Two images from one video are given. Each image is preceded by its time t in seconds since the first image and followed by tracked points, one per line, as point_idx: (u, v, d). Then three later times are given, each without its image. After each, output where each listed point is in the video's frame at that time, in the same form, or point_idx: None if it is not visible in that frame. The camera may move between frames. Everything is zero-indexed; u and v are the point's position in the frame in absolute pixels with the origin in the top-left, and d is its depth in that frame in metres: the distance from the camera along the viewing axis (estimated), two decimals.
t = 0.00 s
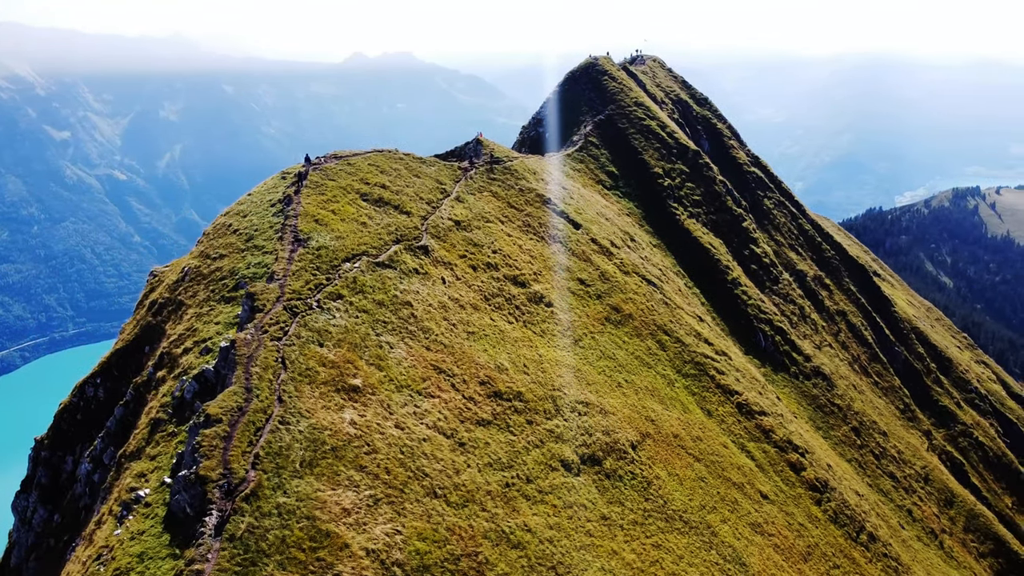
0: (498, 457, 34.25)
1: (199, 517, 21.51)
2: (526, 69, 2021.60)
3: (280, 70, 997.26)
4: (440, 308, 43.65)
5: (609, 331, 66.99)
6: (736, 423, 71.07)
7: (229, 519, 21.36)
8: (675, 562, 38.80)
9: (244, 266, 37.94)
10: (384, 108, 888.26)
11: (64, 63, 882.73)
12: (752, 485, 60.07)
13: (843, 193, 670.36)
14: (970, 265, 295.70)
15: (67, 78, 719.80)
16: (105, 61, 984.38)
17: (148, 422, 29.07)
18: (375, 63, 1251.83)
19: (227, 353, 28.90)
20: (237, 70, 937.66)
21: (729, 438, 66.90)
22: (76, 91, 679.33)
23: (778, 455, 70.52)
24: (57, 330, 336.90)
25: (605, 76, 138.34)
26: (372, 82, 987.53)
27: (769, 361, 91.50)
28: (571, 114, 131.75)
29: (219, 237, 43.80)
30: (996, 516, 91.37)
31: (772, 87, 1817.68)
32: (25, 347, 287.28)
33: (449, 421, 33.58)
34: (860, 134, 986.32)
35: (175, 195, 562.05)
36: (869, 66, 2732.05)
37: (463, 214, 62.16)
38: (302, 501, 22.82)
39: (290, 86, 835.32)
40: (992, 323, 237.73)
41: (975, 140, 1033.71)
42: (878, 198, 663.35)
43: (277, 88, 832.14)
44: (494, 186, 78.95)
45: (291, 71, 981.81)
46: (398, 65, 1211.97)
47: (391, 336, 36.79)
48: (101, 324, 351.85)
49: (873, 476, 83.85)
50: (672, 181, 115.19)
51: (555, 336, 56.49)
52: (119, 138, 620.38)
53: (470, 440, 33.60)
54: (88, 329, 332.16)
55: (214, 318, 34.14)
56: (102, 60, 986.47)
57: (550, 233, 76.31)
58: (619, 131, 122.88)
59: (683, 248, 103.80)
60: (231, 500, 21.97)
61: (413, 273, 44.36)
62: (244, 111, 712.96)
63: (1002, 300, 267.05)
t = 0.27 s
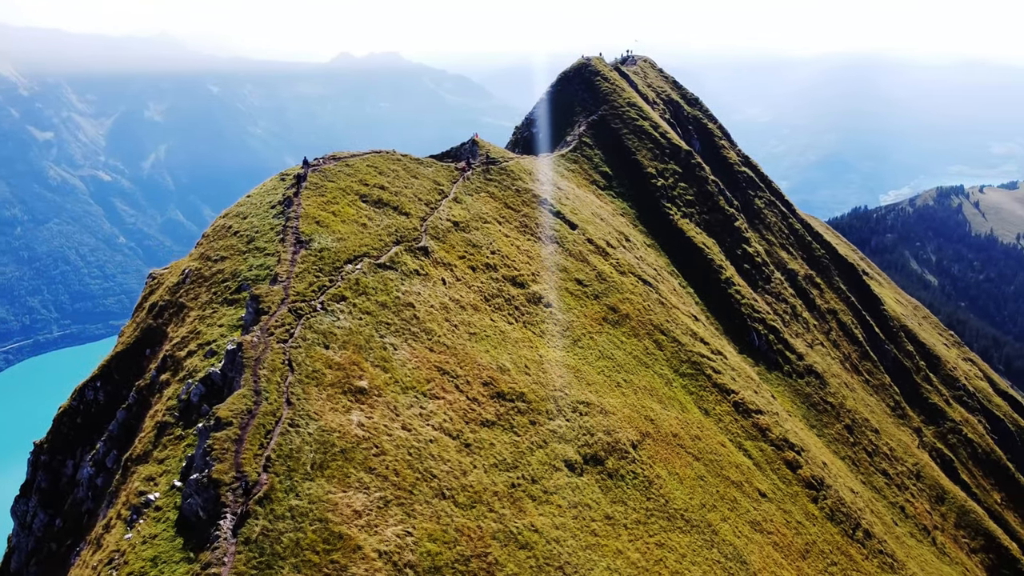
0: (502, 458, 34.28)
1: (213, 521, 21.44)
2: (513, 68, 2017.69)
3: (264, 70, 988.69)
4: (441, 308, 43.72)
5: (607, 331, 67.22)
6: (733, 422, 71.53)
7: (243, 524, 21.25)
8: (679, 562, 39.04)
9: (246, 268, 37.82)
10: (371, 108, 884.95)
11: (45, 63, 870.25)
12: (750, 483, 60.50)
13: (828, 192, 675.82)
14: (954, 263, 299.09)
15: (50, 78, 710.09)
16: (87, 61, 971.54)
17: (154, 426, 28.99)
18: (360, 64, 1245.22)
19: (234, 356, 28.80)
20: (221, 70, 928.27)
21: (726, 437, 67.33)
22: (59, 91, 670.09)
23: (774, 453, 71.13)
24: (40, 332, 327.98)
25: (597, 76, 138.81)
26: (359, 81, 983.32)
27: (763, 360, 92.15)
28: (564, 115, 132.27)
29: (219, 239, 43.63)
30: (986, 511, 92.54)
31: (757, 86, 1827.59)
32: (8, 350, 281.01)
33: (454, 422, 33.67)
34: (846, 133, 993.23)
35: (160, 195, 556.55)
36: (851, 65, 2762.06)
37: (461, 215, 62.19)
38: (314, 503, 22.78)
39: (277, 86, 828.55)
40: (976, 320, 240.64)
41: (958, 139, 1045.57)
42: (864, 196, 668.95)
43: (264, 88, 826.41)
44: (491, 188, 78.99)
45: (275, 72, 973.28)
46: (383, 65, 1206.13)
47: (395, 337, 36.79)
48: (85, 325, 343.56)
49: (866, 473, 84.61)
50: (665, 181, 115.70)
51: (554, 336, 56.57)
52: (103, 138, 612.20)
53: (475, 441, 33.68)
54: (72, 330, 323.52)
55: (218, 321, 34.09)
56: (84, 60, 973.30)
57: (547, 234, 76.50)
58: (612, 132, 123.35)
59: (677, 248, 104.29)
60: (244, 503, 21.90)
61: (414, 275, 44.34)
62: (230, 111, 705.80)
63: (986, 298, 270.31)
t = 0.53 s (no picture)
0: (507, 458, 34.39)
1: (226, 524, 21.41)
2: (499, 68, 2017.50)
3: (249, 70, 981.36)
4: (443, 310, 43.79)
5: (604, 331, 67.51)
6: (731, 421, 72.10)
7: (259, 527, 21.26)
8: (682, 560, 39.34)
9: (249, 271, 37.75)
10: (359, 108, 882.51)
11: (27, 63, 859.02)
12: (749, 482, 60.97)
13: (814, 191, 680.70)
14: (939, 261, 302.11)
15: (33, 79, 701.52)
16: (70, 60, 960.61)
17: (159, 429, 28.93)
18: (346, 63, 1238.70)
19: (241, 359, 28.71)
20: (206, 70, 919.55)
21: (724, 436, 67.69)
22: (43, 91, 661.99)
23: (771, 452, 71.76)
24: (24, 334, 328.37)
25: (590, 76, 139.19)
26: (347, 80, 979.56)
27: (758, 359, 92.80)
28: (557, 116, 132.68)
29: (220, 241, 43.46)
30: (977, 507, 93.69)
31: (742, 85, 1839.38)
32: None
33: (460, 424, 33.69)
34: (832, 133, 1000.51)
35: (144, 195, 541.16)
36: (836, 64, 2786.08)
37: (460, 215, 62.28)
38: (327, 505, 22.83)
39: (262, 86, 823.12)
40: (961, 318, 243.25)
41: (943, 138, 1055.12)
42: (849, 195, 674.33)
43: (251, 88, 821.59)
44: (488, 188, 79.03)
45: (261, 71, 966.17)
46: (369, 65, 1200.68)
47: (399, 338, 36.77)
48: (70, 327, 343.14)
49: (860, 471, 85.38)
50: (658, 181, 116.25)
51: (553, 336, 56.72)
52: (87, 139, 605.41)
53: (481, 441, 33.75)
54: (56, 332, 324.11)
55: (222, 323, 34.02)
56: (67, 59, 962.61)
57: (544, 234, 76.65)
58: (605, 132, 123.71)
59: (671, 248, 104.77)
60: (257, 507, 21.86)
61: (416, 276, 44.35)
62: (216, 111, 700.37)
63: (970, 295, 273.22)
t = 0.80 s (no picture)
0: (512, 458, 34.47)
1: (242, 527, 21.38)
2: (487, 67, 2013.39)
3: (235, 69, 973.47)
4: (445, 311, 43.85)
5: (603, 331, 67.71)
6: (729, 419, 72.69)
7: (275, 529, 21.31)
8: (686, 559, 39.61)
9: (252, 273, 37.68)
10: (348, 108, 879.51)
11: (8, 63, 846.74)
12: (746, 480, 61.49)
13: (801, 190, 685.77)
14: (925, 260, 305.25)
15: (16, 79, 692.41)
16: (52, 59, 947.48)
17: (166, 431, 28.86)
18: (332, 63, 1232.38)
19: (249, 362, 28.66)
20: (191, 69, 910.81)
21: (722, 435, 68.15)
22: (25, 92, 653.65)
23: (769, 450, 72.37)
24: (9, 338, 328.32)
25: (584, 77, 139.46)
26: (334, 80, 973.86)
27: (753, 358, 93.43)
28: (552, 117, 132.86)
29: (221, 243, 43.31)
30: (967, 503, 94.83)
31: (729, 85, 1848.41)
32: None
33: (466, 424, 33.81)
34: (818, 132, 1007.19)
35: (130, 196, 535.53)
36: (822, 63, 2803.12)
37: (459, 216, 62.32)
38: (340, 508, 22.83)
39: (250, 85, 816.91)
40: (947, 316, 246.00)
41: (927, 138, 1065.90)
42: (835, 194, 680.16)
43: (238, 88, 814.30)
44: (485, 189, 79.04)
45: (247, 71, 958.81)
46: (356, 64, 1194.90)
47: (403, 340, 36.82)
48: (55, 331, 342.24)
49: (853, 468, 86.13)
50: (652, 181, 116.76)
51: (553, 336, 56.81)
52: (72, 139, 599.29)
53: (487, 442, 33.82)
54: (41, 336, 323.86)
55: (227, 325, 33.93)
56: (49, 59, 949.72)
57: (541, 234, 76.88)
58: (599, 133, 123.97)
59: (666, 248, 105.20)
60: (272, 510, 21.84)
61: (417, 277, 44.40)
62: (202, 111, 694.85)
63: (955, 293, 276.24)
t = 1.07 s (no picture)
0: (518, 458, 34.62)
1: (259, 530, 21.30)
2: (475, 67, 2011.22)
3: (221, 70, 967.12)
4: (448, 312, 43.86)
5: (602, 331, 67.84)
6: (727, 418, 73.18)
7: (292, 531, 21.27)
8: (690, 558, 39.90)
9: (256, 275, 37.62)
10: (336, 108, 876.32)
11: None
12: (745, 479, 61.99)
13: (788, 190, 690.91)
14: (911, 259, 308.38)
15: None
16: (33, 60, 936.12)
17: (173, 435, 28.79)
18: (319, 64, 1227.77)
19: (258, 364, 28.62)
20: (176, 69, 903.09)
21: (720, 434, 68.52)
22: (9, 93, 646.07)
23: (766, 449, 72.91)
24: None
25: (577, 78, 139.73)
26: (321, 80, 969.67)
27: (749, 357, 94.00)
28: (547, 119, 133.09)
29: (223, 245, 43.18)
30: (959, 500, 95.99)
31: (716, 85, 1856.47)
32: None
33: (472, 425, 33.90)
34: (805, 132, 1014.62)
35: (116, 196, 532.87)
36: (808, 63, 2823.56)
37: (458, 217, 62.32)
38: (354, 510, 22.83)
39: (236, 85, 811.56)
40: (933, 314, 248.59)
41: (911, 137, 1077.32)
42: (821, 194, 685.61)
43: (225, 88, 808.56)
44: (483, 190, 79.00)
45: (233, 71, 952.54)
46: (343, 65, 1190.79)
47: (408, 341, 36.85)
48: (40, 332, 339.50)
49: (848, 466, 86.86)
50: (647, 181, 117.19)
51: (553, 337, 56.92)
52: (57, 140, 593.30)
53: (494, 443, 33.91)
54: (26, 338, 321.24)
55: (232, 328, 33.85)
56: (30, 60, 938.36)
57: (539, 235, 77.11)
58: (594, 133, 124.17)
59: (661, 248, 105.61)
60: (288, 513, 21.84)
61: (420, 279, 44.43)
62: (189, 112, 689.99)
63: (941, 292, 279.29)
